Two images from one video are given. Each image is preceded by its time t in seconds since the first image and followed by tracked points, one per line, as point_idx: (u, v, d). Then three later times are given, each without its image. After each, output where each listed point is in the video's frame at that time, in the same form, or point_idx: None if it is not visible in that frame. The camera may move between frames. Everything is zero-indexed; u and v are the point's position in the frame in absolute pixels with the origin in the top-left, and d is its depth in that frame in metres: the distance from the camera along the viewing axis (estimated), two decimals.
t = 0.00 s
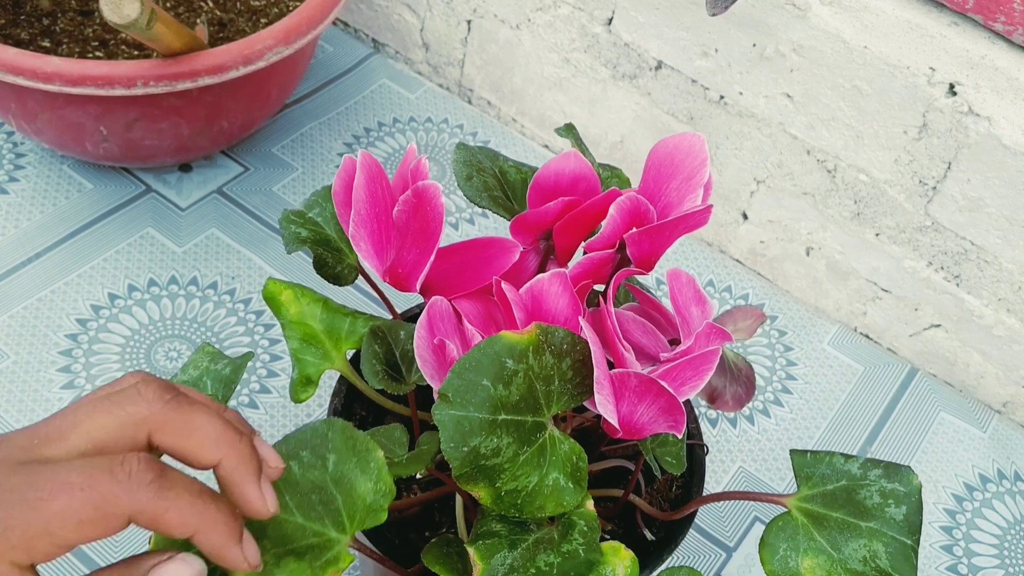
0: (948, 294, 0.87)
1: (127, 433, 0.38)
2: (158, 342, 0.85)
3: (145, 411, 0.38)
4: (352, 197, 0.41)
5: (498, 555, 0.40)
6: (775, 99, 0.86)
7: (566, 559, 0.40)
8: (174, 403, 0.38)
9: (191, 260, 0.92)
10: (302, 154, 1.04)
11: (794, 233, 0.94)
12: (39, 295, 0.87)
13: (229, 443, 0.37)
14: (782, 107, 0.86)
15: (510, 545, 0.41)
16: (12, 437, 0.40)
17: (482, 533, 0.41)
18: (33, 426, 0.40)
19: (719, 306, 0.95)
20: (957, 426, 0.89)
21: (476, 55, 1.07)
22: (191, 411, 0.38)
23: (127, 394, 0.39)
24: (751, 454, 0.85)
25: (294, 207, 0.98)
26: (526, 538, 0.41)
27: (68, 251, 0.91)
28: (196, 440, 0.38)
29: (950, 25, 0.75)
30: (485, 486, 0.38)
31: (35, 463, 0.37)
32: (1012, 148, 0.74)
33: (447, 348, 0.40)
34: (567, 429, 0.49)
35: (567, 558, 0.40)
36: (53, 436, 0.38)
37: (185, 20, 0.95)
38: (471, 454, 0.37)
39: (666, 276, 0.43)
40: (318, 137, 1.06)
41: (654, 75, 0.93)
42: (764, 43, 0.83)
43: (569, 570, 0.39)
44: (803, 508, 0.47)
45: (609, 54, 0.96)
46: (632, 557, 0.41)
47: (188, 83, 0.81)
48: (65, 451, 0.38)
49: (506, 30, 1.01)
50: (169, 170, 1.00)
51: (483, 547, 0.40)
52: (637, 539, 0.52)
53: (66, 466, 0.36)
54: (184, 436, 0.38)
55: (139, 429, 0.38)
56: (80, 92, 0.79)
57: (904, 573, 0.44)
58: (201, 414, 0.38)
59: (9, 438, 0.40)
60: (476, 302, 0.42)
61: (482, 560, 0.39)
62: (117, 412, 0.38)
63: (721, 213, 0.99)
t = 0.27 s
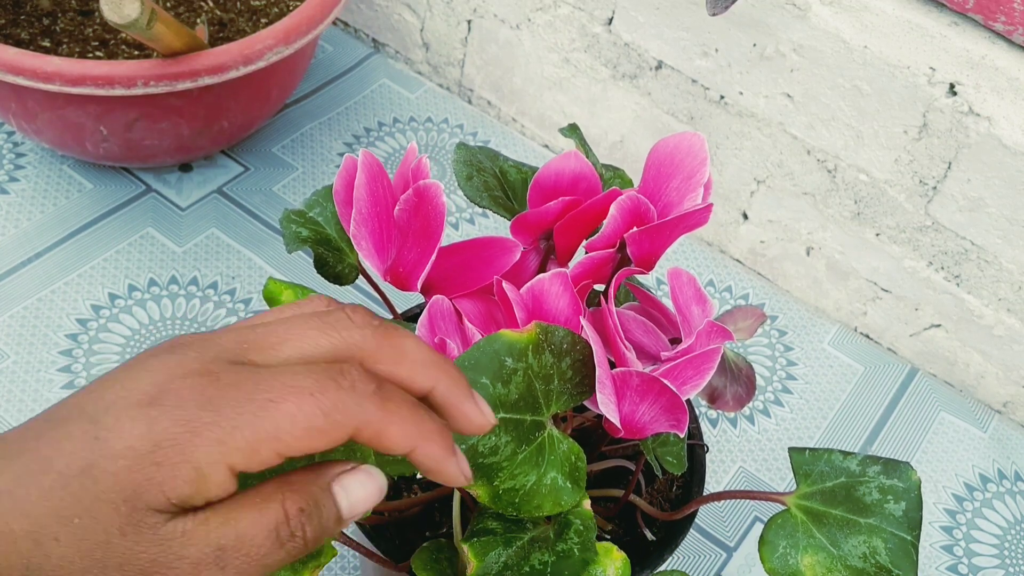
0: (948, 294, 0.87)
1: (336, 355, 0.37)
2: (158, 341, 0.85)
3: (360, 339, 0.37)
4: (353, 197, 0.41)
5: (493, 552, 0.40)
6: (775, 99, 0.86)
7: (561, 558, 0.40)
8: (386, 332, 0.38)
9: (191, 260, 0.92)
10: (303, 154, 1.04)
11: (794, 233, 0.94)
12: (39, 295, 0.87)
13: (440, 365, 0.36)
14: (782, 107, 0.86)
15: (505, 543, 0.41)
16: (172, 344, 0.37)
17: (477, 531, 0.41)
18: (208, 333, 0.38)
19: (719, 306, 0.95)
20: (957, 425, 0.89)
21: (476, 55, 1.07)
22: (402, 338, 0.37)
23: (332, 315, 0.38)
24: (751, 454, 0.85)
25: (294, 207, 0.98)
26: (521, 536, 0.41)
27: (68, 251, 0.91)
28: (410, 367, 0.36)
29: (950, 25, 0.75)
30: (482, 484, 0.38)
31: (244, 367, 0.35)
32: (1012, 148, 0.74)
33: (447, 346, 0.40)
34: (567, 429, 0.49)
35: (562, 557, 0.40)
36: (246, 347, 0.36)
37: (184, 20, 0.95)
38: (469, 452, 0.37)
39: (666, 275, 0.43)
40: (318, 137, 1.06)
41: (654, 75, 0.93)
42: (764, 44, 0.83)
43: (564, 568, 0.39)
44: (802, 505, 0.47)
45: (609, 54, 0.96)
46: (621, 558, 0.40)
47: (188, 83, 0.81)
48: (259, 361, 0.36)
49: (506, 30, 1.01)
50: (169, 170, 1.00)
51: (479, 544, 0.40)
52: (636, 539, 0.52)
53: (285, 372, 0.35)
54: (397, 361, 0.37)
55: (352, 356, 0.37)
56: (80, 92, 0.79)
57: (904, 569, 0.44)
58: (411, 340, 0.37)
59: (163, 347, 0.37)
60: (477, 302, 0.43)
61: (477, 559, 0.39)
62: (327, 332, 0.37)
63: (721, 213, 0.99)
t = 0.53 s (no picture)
0: (948, 294, 0.87)
1: (540, 551, 0.35)
2: (158, 342, 0.85)
3: (571, 534, 0.35)
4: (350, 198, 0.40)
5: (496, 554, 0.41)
6: (775, 99, 0.86)
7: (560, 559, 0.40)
8: (581, 530, 0.36)
9: (191, 261, 0.92)
10: (303, 154, 1.04)
11: (794, 233, 0.94)
12: (39, 295, 0.87)
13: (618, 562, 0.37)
14: (782, 107, 0.86)
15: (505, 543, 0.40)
16: (374, 486, 0.33)
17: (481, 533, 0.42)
18: (415, 476, 0.35)
19: (719, 306, 0.95)
20: (957, 425, 0.89)
21: (475, 55, 1.07)
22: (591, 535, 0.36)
23: (540, 498, 0.36)
24: (751, 455, 0.85)
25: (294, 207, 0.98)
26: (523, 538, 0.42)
27: (67, 251, 0.91)
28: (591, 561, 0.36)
29: (950, 25, 0.75)
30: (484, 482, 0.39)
31: (472, 548, 0.33)
32: (1012, 148, 0.74)
33: (445, 347, 0.40)
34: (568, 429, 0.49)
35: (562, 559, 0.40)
36: (465, 519, 0.34)
37: (185, 20, 0.95)
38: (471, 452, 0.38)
39: (666, 275, 0.43)
40: (318, 137, 1.06)
41: (654, 75, 0.93)
42: (764, 44, 0.83)
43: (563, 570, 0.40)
44: (802, 505, 0.47)
45: (609, 54, 0.96)
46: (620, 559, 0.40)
47: (188, 83, 0.81)
48: (480, 541, 0.34)
49: (506, 30, 1.01)
50: (169, 170, 1.00)
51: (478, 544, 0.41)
52: (636, 539, 0.52)
53: (503, 564, 0.33)
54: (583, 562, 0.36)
55: (548, 550, 0.35)
56: (80, 92, 0.79)
57: (904, 570, 0.44)
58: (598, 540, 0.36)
59: (355, 481, 0.34)
60: (475, 302, 0.42)
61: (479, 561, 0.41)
62: (540, 521, 0.35)
63: (721, 213, 0.99)
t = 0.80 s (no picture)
0: (947, 294, 0.87)
1: None
2: (158, 341, 0.85)
3: None
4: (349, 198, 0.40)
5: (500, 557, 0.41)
6: (774, 99, 0.86)
7: (564, 561, 0.41)
8: None
9: (191, 260, 0.92)
10: (303, 154, 1.04)
11: (794, 233, 0.94)
12: (39, 295, 0.87)
13: None
14: (782, 106, 0.86)
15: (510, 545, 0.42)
16: (327, 561, 0.33)
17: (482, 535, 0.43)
18: (371, 545, 0.34)
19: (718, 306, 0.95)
20: (957, 426, 0.89)
21: (475, 55, 1.07)
22: None
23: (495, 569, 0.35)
24: (751, 455, 0.85)
25: (294, 207, 0.98)
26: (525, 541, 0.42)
27: (67, 251, 0.91)
28: None
29: (950, 25, 0.75)
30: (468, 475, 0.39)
31: None
32: (1012, 148, 0.74)
33: (443, 347, 0.40)
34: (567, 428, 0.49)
35: (565, 561, 0.41)
36: None
37: (184, 20, 0.95)
38: (455, 442, 0.38)
39: (665, 275, 0.43)
40: (318, 137, 1.06)
41: (654, 75, 0.93)
42: (764, 43, 0.83)
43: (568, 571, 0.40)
44: (802, 507, 0.47)
45: (609, 54, 0.96)
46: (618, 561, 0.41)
47: (188, 83, 0.81)
48: None
49: (505, 30, 1.01)
50: (169, 170, 1.00)
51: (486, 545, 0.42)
52: (636, 539, 0.52)
53: None
54: None
55: None
56: (80, 92, 0.79)
57: (904, 571, 0.44)
58: None
59: (310, 555, 0.33)
60: (473, 303, 0.42)
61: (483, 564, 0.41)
62: None
63: (721, 213, 0.99)
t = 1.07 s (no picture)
0: (948, 294, 0.87)
1: None
2: (158, 341, 0.85)
3: None
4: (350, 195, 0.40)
5: (495, 550, 0.41)
6: (774, 99, 0.86)
7: (562, 561, 0.40)
8: None
9: (191, 261, 0.92)
10: (303, 154, 1.04)
11: (794, 233, 0.94)
12: (39, 295, 0.87)
13: None
14: (782, 106, 0.86)
15: (508, 542, 0.41)
16: (254, 545, 0.34)
17: (481, 527, 0.42)
18: (299, 528, 0.35)
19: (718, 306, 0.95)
20: (957, 426, 0.89)
21: (475, 55, 1.07)
22: None
23: (425, 547, 0.37)
24: (751, 455, 0.85)
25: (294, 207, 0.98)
26: (524, 536, 0.42)
27: (67, 251, 0.91)
28: None
29: (950, 25, 0.75)
30: (457, 441, 0.39)
31: None
32: (1012, 148, 0.74)
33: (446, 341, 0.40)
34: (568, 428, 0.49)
35: (563, 560, 0.40)
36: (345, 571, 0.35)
37: (184, 20, 0.95)
38: (447, 404, 0.37)
39: (665, 274, 0.43)
40: (318, 137, 1.06)
41: (654, 75, 0.93)
42: (764, 43, 0.83)
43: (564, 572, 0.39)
44: (802, 506, 0.47)
45: (609, 54, 0.96)
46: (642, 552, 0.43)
47: (188, 83, 0.81)
48: None
49: (506, 30, 1.01)
50: (169, 170, 1.00)
51: (482, 540, 0.41)
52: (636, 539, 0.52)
53: None
54: None
55: None
56: (80, 92, 0.79)
57: (904, 570, 0.44)
58: None
59: (238, 540, 0.34)
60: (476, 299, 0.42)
61: (478, 555, 0.41)
62: (421, 571, 0.36)
63: (721, 213, 0.99)
